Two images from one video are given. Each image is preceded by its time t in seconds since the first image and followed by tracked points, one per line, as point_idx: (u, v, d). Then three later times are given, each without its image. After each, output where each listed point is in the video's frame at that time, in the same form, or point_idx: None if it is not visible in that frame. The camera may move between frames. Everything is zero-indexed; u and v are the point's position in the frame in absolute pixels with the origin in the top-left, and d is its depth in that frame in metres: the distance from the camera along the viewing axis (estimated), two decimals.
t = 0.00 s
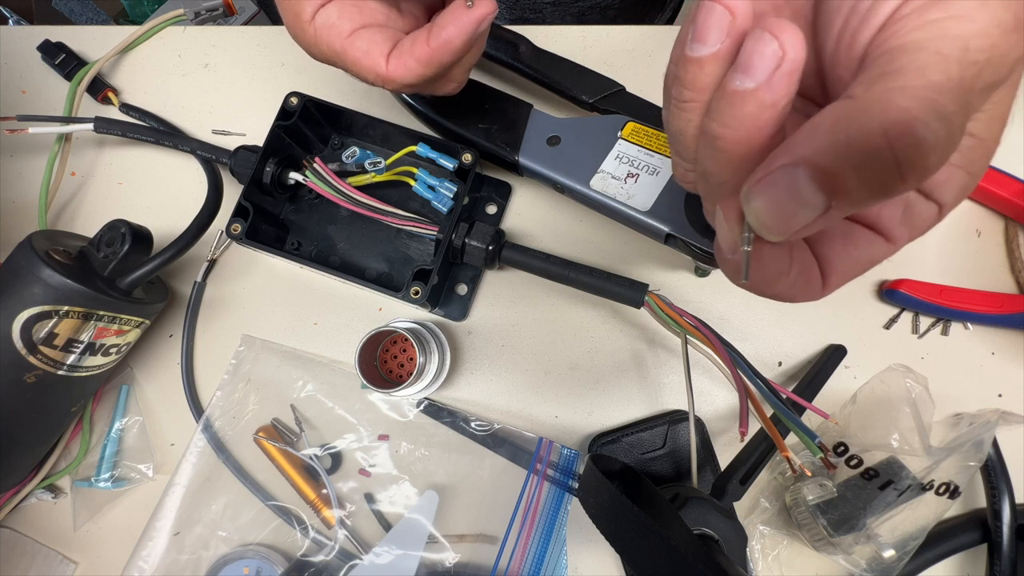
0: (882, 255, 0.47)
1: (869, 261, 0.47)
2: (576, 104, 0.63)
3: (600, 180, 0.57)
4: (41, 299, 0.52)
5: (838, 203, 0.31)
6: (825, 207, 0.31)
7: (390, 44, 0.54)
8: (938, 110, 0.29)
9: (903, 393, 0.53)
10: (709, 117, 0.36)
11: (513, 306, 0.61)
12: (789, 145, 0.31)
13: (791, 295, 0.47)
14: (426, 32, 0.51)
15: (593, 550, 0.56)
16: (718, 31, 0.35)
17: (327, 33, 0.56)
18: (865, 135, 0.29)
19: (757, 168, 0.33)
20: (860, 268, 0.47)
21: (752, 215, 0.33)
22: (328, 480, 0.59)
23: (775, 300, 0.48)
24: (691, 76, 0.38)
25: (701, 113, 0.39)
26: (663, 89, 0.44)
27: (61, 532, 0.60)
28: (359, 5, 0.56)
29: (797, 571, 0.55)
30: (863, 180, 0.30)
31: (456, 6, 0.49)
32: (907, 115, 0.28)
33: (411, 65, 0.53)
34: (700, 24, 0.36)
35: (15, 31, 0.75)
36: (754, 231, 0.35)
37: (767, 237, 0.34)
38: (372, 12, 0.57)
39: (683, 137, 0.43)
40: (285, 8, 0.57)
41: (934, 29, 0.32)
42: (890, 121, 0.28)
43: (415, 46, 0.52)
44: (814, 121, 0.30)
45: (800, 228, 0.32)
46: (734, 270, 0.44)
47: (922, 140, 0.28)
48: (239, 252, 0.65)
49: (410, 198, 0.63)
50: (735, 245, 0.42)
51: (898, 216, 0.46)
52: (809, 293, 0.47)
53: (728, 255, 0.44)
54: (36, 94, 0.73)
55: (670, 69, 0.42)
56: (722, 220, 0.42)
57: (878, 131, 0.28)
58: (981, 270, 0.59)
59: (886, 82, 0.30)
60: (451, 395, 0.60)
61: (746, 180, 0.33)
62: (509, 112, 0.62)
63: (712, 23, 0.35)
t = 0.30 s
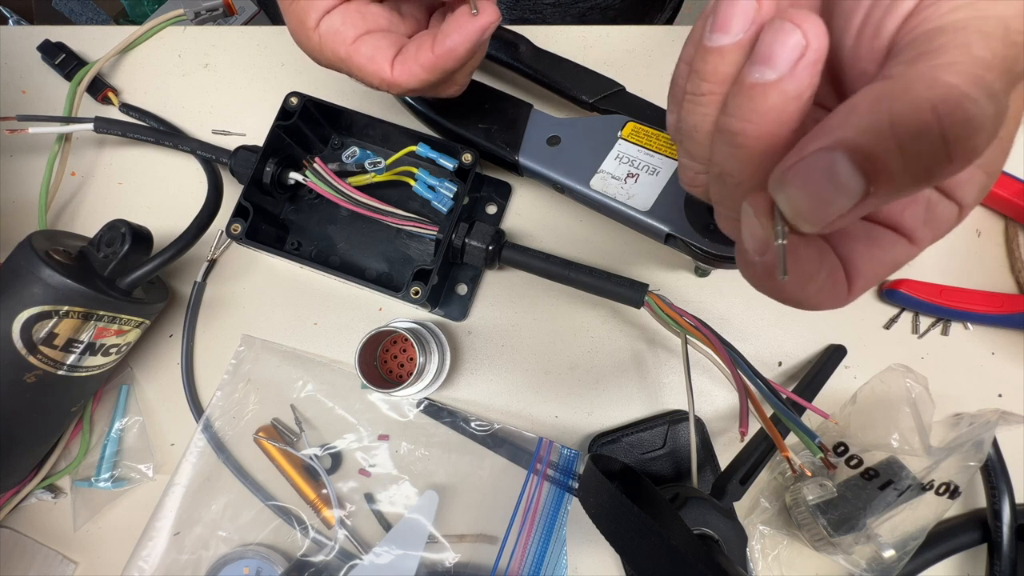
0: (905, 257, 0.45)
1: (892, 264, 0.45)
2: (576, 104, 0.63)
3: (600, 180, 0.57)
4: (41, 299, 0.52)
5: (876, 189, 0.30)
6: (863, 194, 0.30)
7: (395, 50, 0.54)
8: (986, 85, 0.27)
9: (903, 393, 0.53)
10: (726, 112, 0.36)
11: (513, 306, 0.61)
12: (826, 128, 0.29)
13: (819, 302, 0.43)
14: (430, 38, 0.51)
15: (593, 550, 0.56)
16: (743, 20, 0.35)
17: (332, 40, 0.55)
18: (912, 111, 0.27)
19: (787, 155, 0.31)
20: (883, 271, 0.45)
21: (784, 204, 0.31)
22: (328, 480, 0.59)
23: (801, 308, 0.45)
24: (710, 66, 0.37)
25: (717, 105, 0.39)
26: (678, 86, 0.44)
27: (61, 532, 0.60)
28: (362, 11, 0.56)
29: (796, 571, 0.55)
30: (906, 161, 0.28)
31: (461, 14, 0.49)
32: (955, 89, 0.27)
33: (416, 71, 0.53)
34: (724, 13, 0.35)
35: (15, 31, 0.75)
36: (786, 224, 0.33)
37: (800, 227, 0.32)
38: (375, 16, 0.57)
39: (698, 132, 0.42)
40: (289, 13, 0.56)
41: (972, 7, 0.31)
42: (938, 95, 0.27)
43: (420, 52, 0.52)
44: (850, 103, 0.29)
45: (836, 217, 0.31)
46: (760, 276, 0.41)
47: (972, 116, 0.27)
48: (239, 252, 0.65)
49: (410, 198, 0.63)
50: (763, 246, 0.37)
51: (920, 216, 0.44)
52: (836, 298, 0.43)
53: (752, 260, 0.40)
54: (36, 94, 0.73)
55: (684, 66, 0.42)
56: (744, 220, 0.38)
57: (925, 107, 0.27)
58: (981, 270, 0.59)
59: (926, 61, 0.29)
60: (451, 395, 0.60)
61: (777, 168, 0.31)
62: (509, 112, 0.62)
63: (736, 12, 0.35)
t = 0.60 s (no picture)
0: (902, 257, 0.45)
1: (889, 263, 0.45)
2: (576, 104, 0.63)
3: (600, 180, 0.57)
4: (41, 299, 0.52)
5: (878, 186, 0.29)
6: (865, 192, 0.30)
7: (400, 50, 0.54)
8: (989, 84, 0.28)
9: (903, 393, 0.53)
10: (727, 105, 0.35)
11: (513, 306, 0.61)
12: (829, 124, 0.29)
13: (816, 299, 0.44)
14: (438, 38, 0.52)
15: (593, 550, 0.56)
16: (745, 16, 0.35)
17: (335, 42, 0.55)
18: (915, 107, 0.27)
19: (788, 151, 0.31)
20: (880, 269, 0.45)
21: (785, 200, 0.31)
22: (328, 479, 0.59)
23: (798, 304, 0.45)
24: (711, 62, 0.37)
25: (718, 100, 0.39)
26: (679, 83, 0.44)
27: (61, 532, 0.60)
28: (367, 13, 0.56)
29: (796, 571, 0.55)
30: (908, 159, 0.28)
31: (471, 16, 0.50)
32: (959, 88, 0.27)
33: (423, 72, 0.53)
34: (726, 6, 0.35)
35: (15, 31, 0.75)
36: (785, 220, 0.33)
37: (799, 223, 0.32)
38: (381, 19, 0.57)
39: (698, 128, 0.42)
40: (292, 16, 0.56)
41: (973, 8, 0.31)
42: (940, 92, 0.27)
43: (427, 52, 0.52)
44: (854, 101, 0.29)
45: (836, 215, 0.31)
46: (759, 268, 0.42)
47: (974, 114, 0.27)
48: (239, 252, 0.65)
49: (410, 198, 0.63)
50: (762, 240, 0.38)
51: (916, 215, 0.44)
52: (833, 296, 0.44)
53: (751, 254, 0.41)
54: (36, 94, 0.73)
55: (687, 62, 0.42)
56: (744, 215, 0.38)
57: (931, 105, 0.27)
58: (981, 269, 0.59)
59: (930, 58, 0.29)
60: (451, 395, 0.60)
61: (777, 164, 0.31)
62: (509, 112, 0.62)
63: (739, 7, 0.35)
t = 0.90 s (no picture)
0: (926, 213, 0.45)
1: (914, 220, 0.45)
2: (576, 105, 0.63)
3: (600, 180, 0.57)
4: (41, 299, 0.52)
5: (907, 133, 0.31)
6: (894, 139, 0.31)
7: (416, 81, 0.54)
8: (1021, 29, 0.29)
9: (903, 393, 0.53)
10: (751, 69, 0.35)
11: (513, 305, 0.61)
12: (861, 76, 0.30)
13: (843, 253, 0.44)
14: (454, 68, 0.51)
15: (593, 550, 0.56)
16: None
17: (350, 74, 0.56)
18: (946, 56, 0.28)
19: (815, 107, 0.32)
20: (907, 226, 0.46)
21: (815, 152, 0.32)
22: (328, 479, 0.59)
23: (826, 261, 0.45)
24: (736, 31, 0.37)
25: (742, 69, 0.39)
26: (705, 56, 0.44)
27: (61, 532, 0.60)
28: (382, 43, 0.56)
29: (796, 571, 0.55)
30: (936, 107, 0.30)
31: (488, 43, 0.48)
32: (989, 33, 0.28)
33: (440, 102, 0.52)
34: None
35: (15, 31, 0.74)
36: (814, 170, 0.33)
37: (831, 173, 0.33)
38: (396, 48, 0.57)
39: (725, 97, 0.42)
40: (305, 46, 0.57)
41: None
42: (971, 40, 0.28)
43: (444, 83, 0.51)
44: (882, 55, 0.30)
45: (869, 165, 0.32)
46: (788, 220, 0.42)
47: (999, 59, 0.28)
48: (239, 252, 0.65)
49: (410, 198, 0.63)
50: (791, 194, 0.38)
51: (942, 168, 0.44)
52: (861, 250, 0.45)
53: (782, 206, 0.41)
54: (36, 94, 0.73)
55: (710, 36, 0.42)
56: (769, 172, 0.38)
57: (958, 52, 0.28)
58: (981, 269, 0.59)
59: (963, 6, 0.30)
60: (451, 395, 0.60)
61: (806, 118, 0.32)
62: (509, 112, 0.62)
63: None
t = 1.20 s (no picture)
0: (977, 134, 0.47)
1: (965, 141, 0.47)
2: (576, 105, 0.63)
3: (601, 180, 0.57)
4: (41, 299, 0.52)
5: (946, 60, 0.35)
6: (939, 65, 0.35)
7: (506, 182, 0.44)
8: None
9: (903, 393, 0.53)
10: (799, 31, 0.42)
11: (513, 305, 0.61)
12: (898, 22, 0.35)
13: (901, 178, 0.44)
14: (552, 163, 0.41)
15: (593, 549, 0.56)
16: None
17: (419, 174, 0.46)
18: None
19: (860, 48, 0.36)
20: (957, 148, 0.47)
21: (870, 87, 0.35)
22: (328, 480, 0.59)
23: (883, 190, 0.45)
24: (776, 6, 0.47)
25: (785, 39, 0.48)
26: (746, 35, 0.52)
27: (61, 532, 0.60)
28: (455, 134, 0.47)
29: (796, 571, 0.55)
30: (969, 32, 0.34)
31: (596, 130, 0.38)
32: None
33: (541, 212, 0.43)
34: None
35: (14, 31, 0.74)
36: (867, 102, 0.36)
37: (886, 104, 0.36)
38: (469, 138, 0.47)
39: (775, 63, 0.51)
40: (360, 142, 0.47)
41: None
42: None
43: (541, 185, 0.41)
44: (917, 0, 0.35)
45: (920, 92, 0.35)
46: (840, 152, 0.42)
47: None
48: (239, 252, 0.65)
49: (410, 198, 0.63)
50: (851, 128, 0.39)
51: (982, 91, 0.46)
52: (919, 173, 0.45)
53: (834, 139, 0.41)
54: (36, 94, 0.73)
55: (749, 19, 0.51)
56: (828, 114, 0.41)
57: None
58: (981, 269, 0.59)
59: None
60: (451, 395, 0.60)
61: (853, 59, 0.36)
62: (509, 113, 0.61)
63: None
